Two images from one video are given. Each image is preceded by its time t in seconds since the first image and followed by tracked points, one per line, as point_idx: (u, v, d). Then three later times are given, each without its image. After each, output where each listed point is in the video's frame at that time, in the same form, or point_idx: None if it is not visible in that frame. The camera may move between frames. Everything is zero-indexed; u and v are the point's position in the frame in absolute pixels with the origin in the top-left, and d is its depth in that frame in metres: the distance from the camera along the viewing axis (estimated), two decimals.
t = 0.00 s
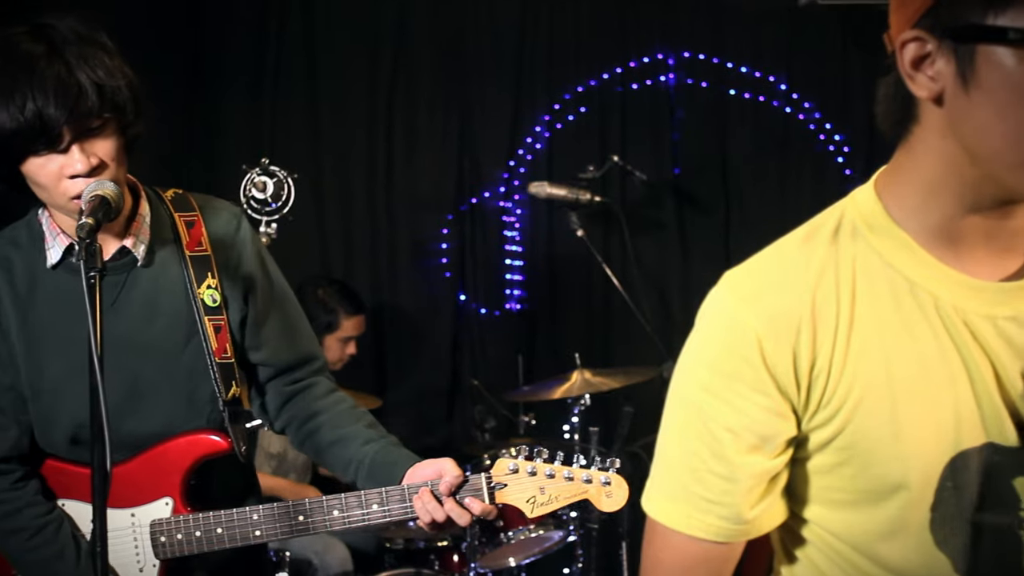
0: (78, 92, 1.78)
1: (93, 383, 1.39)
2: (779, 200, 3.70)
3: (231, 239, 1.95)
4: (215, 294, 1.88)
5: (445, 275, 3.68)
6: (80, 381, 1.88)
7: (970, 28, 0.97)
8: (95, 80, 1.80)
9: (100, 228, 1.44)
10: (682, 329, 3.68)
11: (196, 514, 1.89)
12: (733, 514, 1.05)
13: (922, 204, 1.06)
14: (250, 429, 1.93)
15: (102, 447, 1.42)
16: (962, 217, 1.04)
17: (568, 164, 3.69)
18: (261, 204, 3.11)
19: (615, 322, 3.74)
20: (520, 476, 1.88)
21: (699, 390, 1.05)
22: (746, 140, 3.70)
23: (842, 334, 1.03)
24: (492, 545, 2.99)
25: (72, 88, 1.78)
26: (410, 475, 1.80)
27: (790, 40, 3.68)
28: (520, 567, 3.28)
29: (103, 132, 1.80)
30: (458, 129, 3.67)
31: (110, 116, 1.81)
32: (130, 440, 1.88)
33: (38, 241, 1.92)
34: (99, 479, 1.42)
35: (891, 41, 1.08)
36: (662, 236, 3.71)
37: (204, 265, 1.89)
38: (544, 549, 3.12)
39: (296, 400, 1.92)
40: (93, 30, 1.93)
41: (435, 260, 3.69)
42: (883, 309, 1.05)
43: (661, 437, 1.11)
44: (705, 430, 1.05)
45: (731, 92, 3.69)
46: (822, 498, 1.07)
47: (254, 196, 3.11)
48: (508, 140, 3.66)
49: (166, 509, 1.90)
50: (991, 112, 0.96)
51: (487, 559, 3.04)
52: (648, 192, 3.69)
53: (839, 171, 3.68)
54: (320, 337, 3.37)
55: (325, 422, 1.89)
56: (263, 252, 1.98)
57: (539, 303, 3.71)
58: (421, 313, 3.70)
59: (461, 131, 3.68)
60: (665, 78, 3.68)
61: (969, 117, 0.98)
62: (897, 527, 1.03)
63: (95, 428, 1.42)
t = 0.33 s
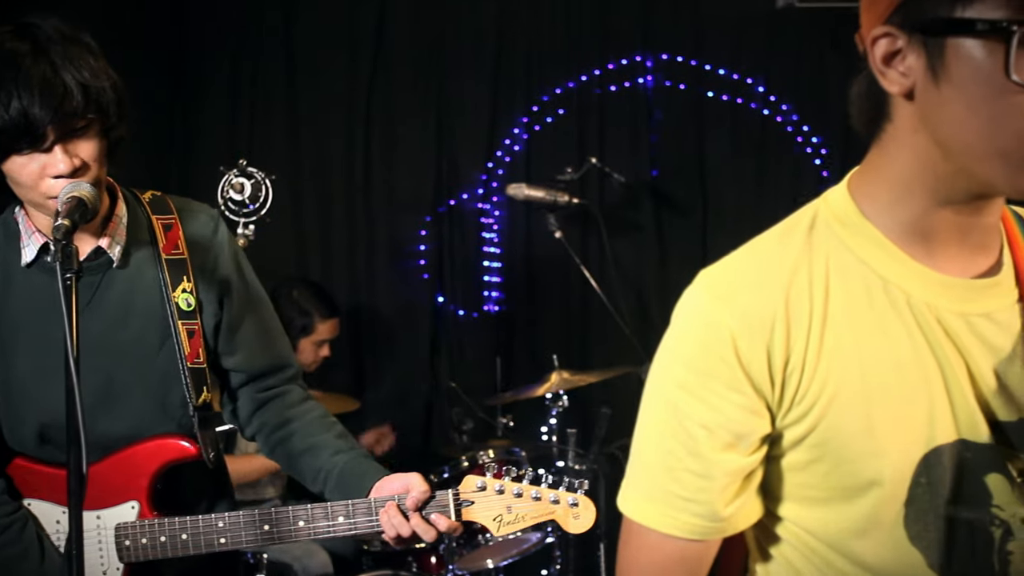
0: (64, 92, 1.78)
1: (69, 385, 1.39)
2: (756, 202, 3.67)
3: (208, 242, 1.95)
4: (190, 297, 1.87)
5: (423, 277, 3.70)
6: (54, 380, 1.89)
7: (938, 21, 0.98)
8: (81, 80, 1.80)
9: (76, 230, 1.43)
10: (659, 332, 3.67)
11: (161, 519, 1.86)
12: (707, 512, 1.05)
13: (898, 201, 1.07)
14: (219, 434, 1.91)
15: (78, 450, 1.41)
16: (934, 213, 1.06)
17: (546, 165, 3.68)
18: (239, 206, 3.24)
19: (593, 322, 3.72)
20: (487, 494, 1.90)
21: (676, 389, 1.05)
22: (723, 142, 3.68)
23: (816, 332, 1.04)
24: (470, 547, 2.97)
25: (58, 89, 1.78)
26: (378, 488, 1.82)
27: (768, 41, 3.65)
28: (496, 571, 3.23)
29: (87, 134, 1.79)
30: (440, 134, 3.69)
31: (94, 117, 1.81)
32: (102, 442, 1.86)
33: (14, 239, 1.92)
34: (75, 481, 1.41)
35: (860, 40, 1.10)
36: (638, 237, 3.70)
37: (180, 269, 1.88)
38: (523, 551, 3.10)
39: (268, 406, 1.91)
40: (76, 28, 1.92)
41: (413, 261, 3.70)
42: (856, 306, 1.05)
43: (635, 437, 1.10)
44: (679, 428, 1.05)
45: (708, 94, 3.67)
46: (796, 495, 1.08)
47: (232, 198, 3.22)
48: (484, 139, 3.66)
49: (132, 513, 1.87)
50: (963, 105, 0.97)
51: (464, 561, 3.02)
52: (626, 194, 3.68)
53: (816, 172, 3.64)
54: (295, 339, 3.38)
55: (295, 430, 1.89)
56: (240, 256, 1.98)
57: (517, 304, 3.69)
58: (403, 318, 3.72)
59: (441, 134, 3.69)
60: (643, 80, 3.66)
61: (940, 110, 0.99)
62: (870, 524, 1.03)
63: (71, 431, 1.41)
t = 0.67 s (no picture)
0: (44, 91, 1.76)
1: (42, 385, 1.37)
2: (729, 207, 3.67)
3: (189, 243, 1.95)
4: (167, 300, 1.85)
5: (399, 278, 3.68)
6: (27, 379, 1.86)
7: (906, 15, 1.00)
8: (62, 80, 1.78)
9: (49, 230, 1.42)
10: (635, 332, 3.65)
11: (133, 523, 1.84)
12: (683, 512, 1.04)
13: (871, 200, 1.07)
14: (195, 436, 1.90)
15: (52, 450, 1.39)
16: (908, 211, 1.06)
17: (523, 166, 3.67)
18: (214, 206, 3.33)
19: (568, 326, 3.71)
20: (461, 505, 1.85)
21: (652, 389, 1.05)
22: (697, 143, 3.68)
23: (791, 331, 1.03)
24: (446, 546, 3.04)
25: (39, 86, 1.76)
26: (352, 497, 1.78)
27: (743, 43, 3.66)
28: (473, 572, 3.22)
29: (66, 132, 1.78)
30: (418, 136, 3.68)
31: (74, 117, 1.79)
32: (77, 442, 1.83)
33: None
34: (48, 481, 1.40)
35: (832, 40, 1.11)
36: (613, 235, 3.69)
37: (159, 270, 1.87)
38: (499, 551, 3.08)
39: (245, 409, 1.89)
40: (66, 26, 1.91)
41: (389, 262, 3.68)
42: (833, 306, 1.05)
43: (610, 436, 1.10)
44: (655, 427, 1.05)
45: (684, 95, 3.67)
46: (770, 496, 1.07)
47: (207, 198, 3.30)
48: (461, 140, 3.65)
49: (104, 515, 1.84)
50: (935, 96, 0.97)
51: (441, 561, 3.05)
52: (602, 195, 3.67)
53: (792, 175, 3.65)
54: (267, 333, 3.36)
55: (270, 435, 1.87)
56: (220, 259, 1.97)
57: (492, 306, 3.68)
58: (377, 321, 3.69)
59: (417, 136, 3.68)
60: (618, 80, 3.66)
61: (912, 103, 0.99)
62: (844, 523, 1.03)
63: (44, 431, 1.39)
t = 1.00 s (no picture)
0: (14, 91, 1.76)
1: (13, 386, 1.36)
2: (702, 212, 3.61)
3: (165, 243, 1.94)
4: (144, 304, 1.85)
5: (373, 279, 3.66)
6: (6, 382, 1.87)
7: (876, 23, 1.00)
8: (33, 80, 1.79)
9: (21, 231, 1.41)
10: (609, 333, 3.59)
11: (111, 527, 1.84)
12: (650, 514, 1.05)
13: (835, 204, 1.08)
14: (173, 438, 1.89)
15: (23, 452, 1.39)
16: (872, 216, 1.07)
17: (497, 168, 3.64)
18: (188, 206, 3.34)
19: (544, 327, 3.68)
20: (437, 513, 1.86)
21: (619, 391, 1.05)
22: (672, 146, 3.62)
23: (757, 334, 1.04)
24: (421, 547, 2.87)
25: (9, 87, 1.76)
26: (328, 502, 1.78)
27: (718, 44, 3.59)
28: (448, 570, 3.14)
29: (36, 132, 1.77)
30: (395, 136, 3.66)
31: (45, 116, 1.79)
32: (55, 447, 1.85)
33: None
34: (19, 484, 1.39)
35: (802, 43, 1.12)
36: (588, 236, 3.64)
37: (136, 274, 1.86)
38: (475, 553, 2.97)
39: (223, 410, 1.89)
40: (37, 26, 1.93)
41: (363, 263, 3.67)
42: (797, 309, 1.06)
43: (579, 440, 1.10)
44: (622, 430, 1.05)
45: (659, 97, 3.60)
46: (739, 499, 1.07)
47: (181, 198, 3.31)
48: (437, 142, 3.62)
49: (81, 519, 1.85)
50: (902, 104, 0.98)
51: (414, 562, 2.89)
52: (576, 195, 3.62)
53: (764, 176, 3.57)
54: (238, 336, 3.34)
55: (249, 437, 1.86)
56: (198, 258, 1.96)
57: (465, 309, 3.66)
58: (351, 323, 3.67)
59: (393, 138, 3.66)
60: (594, 82, 3.60)
61: (881, 110, 1.00)
62: (812, 525, 1.03)
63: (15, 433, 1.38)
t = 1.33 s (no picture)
0: None
1: None
2: (673, 213, 3.61)
3: (135, 243, 1.91)
4: (114, 304, 1.83)
5: (347, 279, 3.64)
6: None
7: (852, 21, 1.00)
8: None
9: None
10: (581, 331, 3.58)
11: (82, 528, 1.87)
12: (618, 511, 1.05)
13: (804, 201, 1.09)
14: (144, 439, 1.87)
15: None
16: (838, 214, 1.08)
17: (474, 169, 3.61)
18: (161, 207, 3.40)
19: (517, 331, 3.65)
20: (408, 505, 1.89)
21: (588, 390, 1.05)
22: (640, 147, 3.61)
23: (724, 330, 1.04)
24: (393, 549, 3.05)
25: None
26: (298, 497, 1.78)
27: (692, 43, 3.58)
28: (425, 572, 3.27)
29: (5, 130, 1.77)
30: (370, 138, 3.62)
31: (13, 114, 1.79)
32: (28, 447, 1.86)
33: None
34: None
35: (772, 40, 1.11)
36: (558, 235, 3.61)
37: (105, 273, 1.85)
38: (447, 553, 3.07)
39: (193, 410, 1.87)
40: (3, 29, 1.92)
41: (338, 263, 3.64)
42: (763, 305, 1.06)
43: (548, 438, 1.10)
44: (590, 426, 1.05)
45: (632, 98, 3.59)
46: (708, 496, 1.07)
47: (154, 199, 3.36)
48: (409, 142, 3.59)
49: (52, 520, 1.87)
50: (873, 102, 0.99)
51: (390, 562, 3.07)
52: (550, 197, 3.59)
53: (737, 176, 3.56)
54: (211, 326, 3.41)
55: (218, 435, 1.85)
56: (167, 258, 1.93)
57: (441, 310, 3.65)
58: (327, 322, 3.66)
59: (368, 140, 3.62)
60: (568, 83, 3.58)
61: (851, 108, 1.00)
62: (779, 523, 1.03)
63: None
